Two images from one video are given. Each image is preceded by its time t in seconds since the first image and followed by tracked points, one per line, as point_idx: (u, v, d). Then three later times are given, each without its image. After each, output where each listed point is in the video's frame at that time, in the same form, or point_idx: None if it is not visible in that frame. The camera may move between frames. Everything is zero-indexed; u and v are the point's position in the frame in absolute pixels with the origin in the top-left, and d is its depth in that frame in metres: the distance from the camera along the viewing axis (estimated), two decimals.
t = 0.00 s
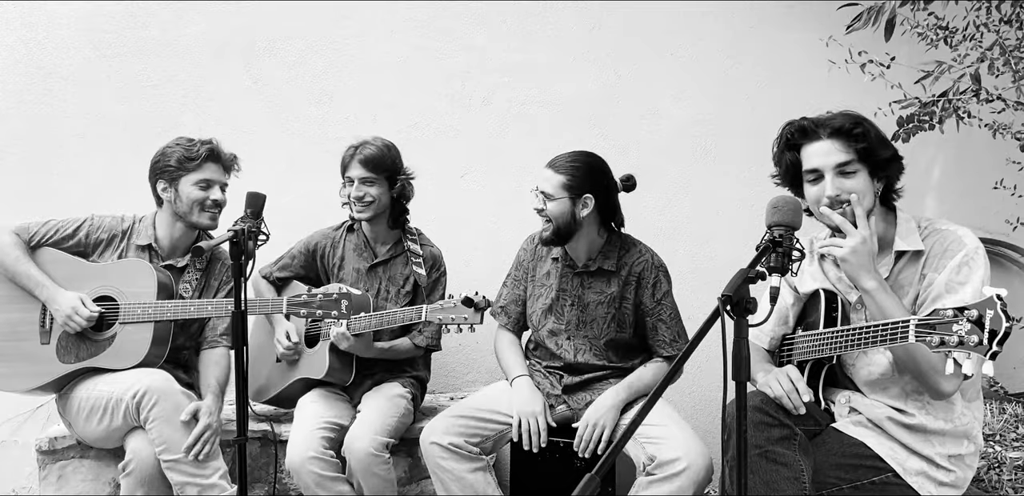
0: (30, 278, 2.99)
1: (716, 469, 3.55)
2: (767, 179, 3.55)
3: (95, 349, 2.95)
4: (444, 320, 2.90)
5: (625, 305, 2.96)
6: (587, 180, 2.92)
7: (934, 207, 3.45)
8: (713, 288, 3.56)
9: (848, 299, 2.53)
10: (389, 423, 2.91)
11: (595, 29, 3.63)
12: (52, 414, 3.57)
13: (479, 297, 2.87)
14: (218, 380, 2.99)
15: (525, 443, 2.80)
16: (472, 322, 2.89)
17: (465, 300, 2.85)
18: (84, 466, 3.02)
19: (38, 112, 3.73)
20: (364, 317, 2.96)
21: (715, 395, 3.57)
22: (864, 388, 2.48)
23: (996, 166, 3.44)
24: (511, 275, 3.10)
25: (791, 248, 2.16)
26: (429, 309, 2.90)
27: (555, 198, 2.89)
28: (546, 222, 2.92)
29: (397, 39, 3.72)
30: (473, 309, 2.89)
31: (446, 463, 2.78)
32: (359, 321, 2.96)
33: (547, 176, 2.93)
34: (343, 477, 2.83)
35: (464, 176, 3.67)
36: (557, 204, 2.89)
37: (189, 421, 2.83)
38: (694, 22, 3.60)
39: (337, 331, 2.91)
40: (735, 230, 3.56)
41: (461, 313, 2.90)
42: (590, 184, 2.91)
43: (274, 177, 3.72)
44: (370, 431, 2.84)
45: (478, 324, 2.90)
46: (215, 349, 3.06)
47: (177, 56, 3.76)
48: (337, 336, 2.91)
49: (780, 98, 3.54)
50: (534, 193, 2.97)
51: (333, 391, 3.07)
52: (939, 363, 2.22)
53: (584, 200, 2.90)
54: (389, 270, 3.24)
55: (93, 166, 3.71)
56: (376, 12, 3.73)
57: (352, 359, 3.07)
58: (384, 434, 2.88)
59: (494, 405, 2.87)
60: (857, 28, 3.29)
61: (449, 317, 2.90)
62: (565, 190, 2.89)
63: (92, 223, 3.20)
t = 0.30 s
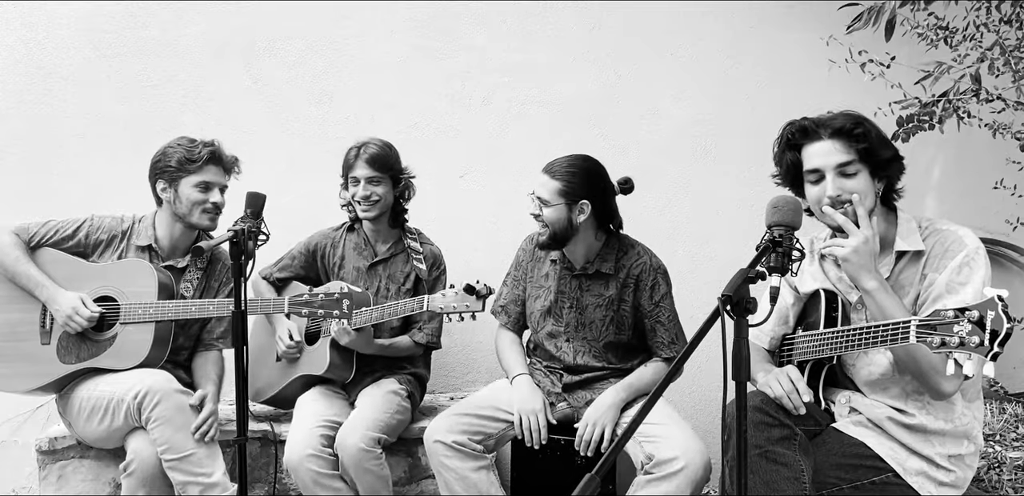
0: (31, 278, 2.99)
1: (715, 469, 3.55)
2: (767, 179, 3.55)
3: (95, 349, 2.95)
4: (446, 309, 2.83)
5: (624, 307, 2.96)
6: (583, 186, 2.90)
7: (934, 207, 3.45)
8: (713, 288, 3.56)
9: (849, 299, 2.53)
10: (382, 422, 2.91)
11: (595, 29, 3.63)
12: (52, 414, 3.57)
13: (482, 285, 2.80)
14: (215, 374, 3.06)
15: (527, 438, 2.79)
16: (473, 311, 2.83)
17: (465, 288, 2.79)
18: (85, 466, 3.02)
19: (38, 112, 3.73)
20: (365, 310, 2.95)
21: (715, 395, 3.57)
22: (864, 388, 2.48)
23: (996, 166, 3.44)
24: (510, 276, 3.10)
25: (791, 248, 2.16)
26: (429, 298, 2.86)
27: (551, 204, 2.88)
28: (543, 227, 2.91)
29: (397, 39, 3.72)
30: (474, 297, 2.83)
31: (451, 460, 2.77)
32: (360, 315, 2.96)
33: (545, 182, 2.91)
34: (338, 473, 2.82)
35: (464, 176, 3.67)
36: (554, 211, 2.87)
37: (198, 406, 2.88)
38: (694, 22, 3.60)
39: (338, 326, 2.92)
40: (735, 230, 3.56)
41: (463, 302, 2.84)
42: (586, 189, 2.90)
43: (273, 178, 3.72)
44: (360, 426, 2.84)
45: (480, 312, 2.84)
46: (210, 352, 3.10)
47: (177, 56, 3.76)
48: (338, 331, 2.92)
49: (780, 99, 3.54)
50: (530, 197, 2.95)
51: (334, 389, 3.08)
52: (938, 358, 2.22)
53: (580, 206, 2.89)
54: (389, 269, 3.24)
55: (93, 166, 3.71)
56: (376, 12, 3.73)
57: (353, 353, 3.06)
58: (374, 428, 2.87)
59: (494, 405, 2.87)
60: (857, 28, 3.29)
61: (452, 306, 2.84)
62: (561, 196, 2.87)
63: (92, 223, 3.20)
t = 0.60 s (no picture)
0: (31, 278, 2.99)
1: (715, 469, 3.55)
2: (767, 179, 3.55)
3: (96, 349, 2.95)
4: (446, 290, 2.87)
5: (624, 307, 2.95)
6: (589, 180, 2.91)
7: (934, 207, 3.45)
8: (713, 288, 3.56)
9: (849, 299, 2.53)
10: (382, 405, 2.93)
11: (595, 29, 3.63)
12: (52, 414, 3.57)
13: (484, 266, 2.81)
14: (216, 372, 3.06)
15: (526, 444, 2.80)
16: (473, 289, 2.85)
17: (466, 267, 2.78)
18: (85, 466, 3.02)
19: (38, 112, 3.73)
20: (365, 301, 2.96)
21: (715, 395, 3.57)
22: (864, 388, 2.48)
23: (996, 166, 3.44)
24: (511, 274, 3.11)
25: (791, 248, 2.16)
26: (430, 282, 2.89)
27: (555, 197, 2.89)
28: (545, 221, 2.91)
29: (397, 38, 3.72)
30: (473, 276, 2.86)
31: (447, 464, 2.77)
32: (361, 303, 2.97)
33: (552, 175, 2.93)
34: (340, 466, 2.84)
35: (464, 176, 3.67)
36: (558, 203, 2.88)
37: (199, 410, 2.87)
38: (694, 22, 3.60)
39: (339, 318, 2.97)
40: (735, 230, 3.56)
41: (463, 282, 2.88)
42: (592, 184, 2.91)
43: (274, 177, 3.72)
44: (359, 406, 2.86)
45: (480, 292, 2.86)
46: (210, 352, 3.10)
47: (177, 56, 3.76)
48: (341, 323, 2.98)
49: (780, 99, 3.54)
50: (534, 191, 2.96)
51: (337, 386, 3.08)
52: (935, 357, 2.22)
53: (584, 200, 2.90)
54: (392, 266, 3.24)
55: (93, 166, 3.71)
56: (376, 12, 3.73)
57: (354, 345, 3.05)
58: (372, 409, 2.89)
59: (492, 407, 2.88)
60: (857, 28, 3.31)
61: (452, 287, 2.88)
62: (566, 189, 2.89)
63: (92, 223, 3.20)
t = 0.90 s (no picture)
0: (32, 277, 2.99)
1: (715, 468, 3.55)
2: (767, 179, 3.55)
3: (97, 348, 2.95)
4: (450, 278, 2.86)
5: (624, 307, 2.94)
6: (590, 181, 2.91)
7: (934, 207, 3.45)
8: (713, 288, 3.56)
9: (849, 299, 2.53)
10: (393, 379, 2.97)
11: (595, 29, 3.63)
12: (52, 414, 3.57)
13: (486, 251, 2.77)
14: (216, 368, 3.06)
15: (527, 442, 2.79)
16: (476, 275, 2.82)
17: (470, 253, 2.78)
18: (84, 466, 3.02)
19: (38, 112, 3.73)
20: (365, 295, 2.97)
21: (715, 395, 3.57)
22: (864, 388, 2.48)
23: (996, 166, 3.44)
24: (511, 273, 3.11)
25: (790, 248, 2.16)
26: (434, 272, 2.87)
27: (555, 193, 2.89)
28: (541, 216, 2.91)
29: (397, 39, 3.72)
30: (478, 262, 2.81)
31: (449, 463, 2.77)
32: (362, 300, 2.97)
33: (553, 172, 2.93)
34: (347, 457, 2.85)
35: (464, 176, 3.67)
36: (556, 200, 2.88)
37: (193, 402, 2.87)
38: (694, 22, 3.60)
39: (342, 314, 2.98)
40: (735, 230, 3.56)
41: (469, 268, 2.84)
42: (592, 184, 2.91)
43: (274, 177, 3.72)
44: (381, 376, 2.93)
45: (485, 277, 2.82)
46: (210, 348, 3.11)
47: (177, 56, 3.76)
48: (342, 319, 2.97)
49: (780, 98, 3.54)
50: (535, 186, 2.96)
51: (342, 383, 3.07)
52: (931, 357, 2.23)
53: (583, 202, 2.89)
54: (391, 263, 3.25)
55: (93, 166, 3.71)
56: (376, 12, 3.73)
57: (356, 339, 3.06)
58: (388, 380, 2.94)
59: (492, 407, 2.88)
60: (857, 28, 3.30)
61: (457, 274, 2.86)
62: (566, 188, 2.89)
63: (93, 224, 3.20)
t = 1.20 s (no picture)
0: (33, 277, 2.99)
1: (715, 468, 3.55)
2: (767, 179, 3.55)
3: (98, 347, 2.95)
4: (447, 285, 2.87)
5: (624, 306, 2.94)
6: (587, 179, 2.91)
7: (934, 206, 3.45)
8: (713, 288, 3.56)
9: (849, 299, 2.52)
10: (396, 383, 2.99)
11: (595, 29, 3.63)
12: (53, 414, 3.57)
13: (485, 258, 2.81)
14: (217, 368, 3.04)
15: (528, 445, 2.80)
16: (474, 283, 2.85)
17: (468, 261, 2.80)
18: (84, 466, 3.02)
19: (38, 112, 3.73)
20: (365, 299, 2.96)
21: (715, 395, 3.57)
22: (864, 388, 2.48)
23: (996, 166, 3.44)
24: (510, 273, 3.11)
25: (791, 248, 2.16)
26: (431, 276, 2.90)
27: (553, 192, 2.89)
28: (540, 215, 2.91)
29: (397, 39, 3.72)
30: (475, 270, 2.84)
31: (448, 463, 2.78)
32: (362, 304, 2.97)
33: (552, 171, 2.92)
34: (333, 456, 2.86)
35: (464, 176, 3.67)
36: (555, 199, 2.88)
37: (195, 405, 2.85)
38: (694, 21, 3.60)
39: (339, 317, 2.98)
40: (735, 230, 3.55)
41: (464, 277, 2.87)
42: (590, 182, 2.90)
43: (274, 177, 3.72)
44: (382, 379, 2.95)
45: (482, 285, 2.86)
46: (215, 347, 3.09)
47: (177, 56, 3.76)
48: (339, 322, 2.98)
49: (780, 98, 3.54)
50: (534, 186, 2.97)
51: (338, 384, 3.09)
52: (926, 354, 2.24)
53: (581, 198, 2.89)
54: (387, 264, 3.24)
55: (93, 166, 3.71)
56: (376, 12, 3.73)
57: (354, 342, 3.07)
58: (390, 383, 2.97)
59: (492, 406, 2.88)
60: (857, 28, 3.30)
61: (452, 282, 2.87)
62: (563, 186, 2.89)
63: (93, 222, 3.20)
